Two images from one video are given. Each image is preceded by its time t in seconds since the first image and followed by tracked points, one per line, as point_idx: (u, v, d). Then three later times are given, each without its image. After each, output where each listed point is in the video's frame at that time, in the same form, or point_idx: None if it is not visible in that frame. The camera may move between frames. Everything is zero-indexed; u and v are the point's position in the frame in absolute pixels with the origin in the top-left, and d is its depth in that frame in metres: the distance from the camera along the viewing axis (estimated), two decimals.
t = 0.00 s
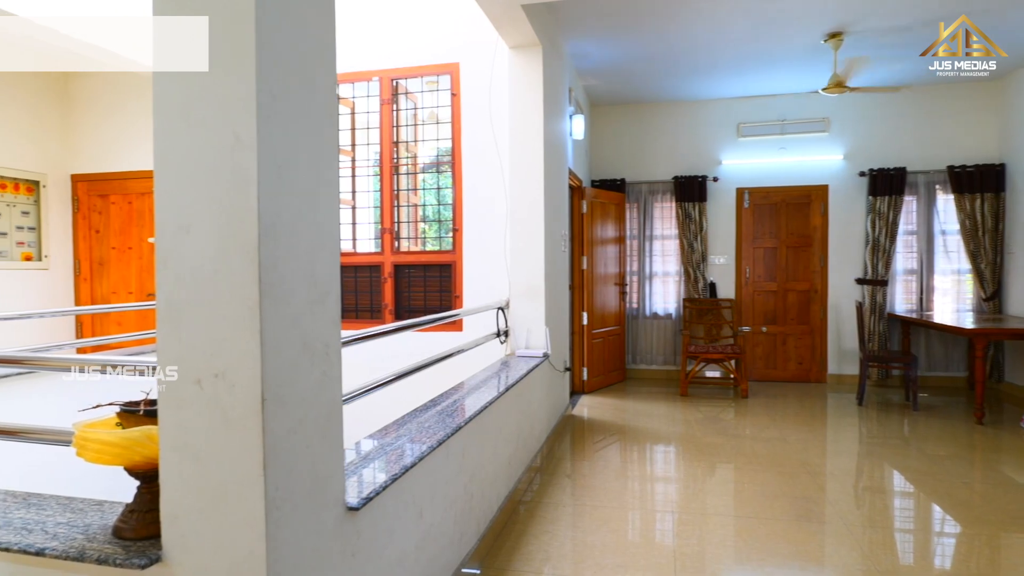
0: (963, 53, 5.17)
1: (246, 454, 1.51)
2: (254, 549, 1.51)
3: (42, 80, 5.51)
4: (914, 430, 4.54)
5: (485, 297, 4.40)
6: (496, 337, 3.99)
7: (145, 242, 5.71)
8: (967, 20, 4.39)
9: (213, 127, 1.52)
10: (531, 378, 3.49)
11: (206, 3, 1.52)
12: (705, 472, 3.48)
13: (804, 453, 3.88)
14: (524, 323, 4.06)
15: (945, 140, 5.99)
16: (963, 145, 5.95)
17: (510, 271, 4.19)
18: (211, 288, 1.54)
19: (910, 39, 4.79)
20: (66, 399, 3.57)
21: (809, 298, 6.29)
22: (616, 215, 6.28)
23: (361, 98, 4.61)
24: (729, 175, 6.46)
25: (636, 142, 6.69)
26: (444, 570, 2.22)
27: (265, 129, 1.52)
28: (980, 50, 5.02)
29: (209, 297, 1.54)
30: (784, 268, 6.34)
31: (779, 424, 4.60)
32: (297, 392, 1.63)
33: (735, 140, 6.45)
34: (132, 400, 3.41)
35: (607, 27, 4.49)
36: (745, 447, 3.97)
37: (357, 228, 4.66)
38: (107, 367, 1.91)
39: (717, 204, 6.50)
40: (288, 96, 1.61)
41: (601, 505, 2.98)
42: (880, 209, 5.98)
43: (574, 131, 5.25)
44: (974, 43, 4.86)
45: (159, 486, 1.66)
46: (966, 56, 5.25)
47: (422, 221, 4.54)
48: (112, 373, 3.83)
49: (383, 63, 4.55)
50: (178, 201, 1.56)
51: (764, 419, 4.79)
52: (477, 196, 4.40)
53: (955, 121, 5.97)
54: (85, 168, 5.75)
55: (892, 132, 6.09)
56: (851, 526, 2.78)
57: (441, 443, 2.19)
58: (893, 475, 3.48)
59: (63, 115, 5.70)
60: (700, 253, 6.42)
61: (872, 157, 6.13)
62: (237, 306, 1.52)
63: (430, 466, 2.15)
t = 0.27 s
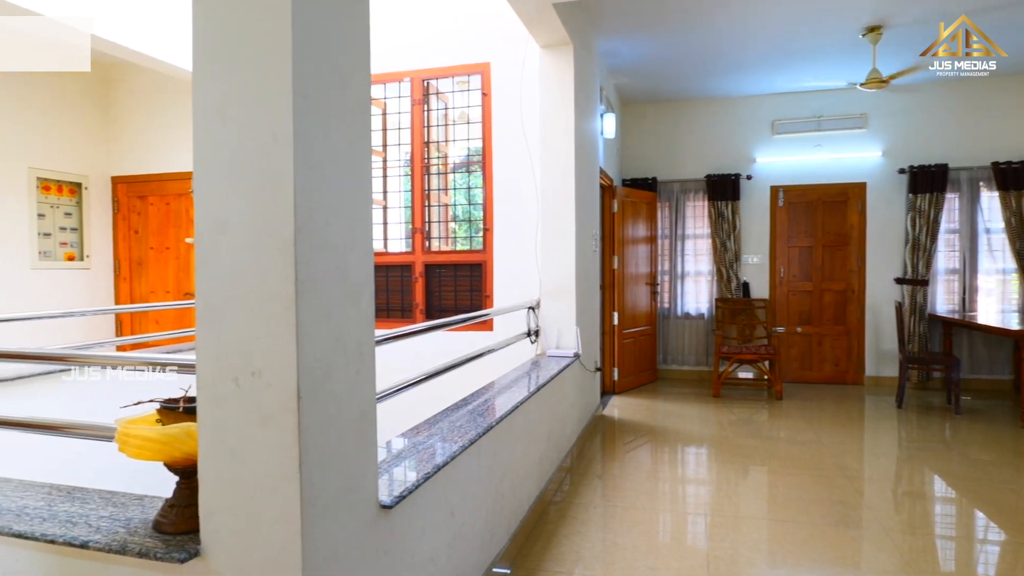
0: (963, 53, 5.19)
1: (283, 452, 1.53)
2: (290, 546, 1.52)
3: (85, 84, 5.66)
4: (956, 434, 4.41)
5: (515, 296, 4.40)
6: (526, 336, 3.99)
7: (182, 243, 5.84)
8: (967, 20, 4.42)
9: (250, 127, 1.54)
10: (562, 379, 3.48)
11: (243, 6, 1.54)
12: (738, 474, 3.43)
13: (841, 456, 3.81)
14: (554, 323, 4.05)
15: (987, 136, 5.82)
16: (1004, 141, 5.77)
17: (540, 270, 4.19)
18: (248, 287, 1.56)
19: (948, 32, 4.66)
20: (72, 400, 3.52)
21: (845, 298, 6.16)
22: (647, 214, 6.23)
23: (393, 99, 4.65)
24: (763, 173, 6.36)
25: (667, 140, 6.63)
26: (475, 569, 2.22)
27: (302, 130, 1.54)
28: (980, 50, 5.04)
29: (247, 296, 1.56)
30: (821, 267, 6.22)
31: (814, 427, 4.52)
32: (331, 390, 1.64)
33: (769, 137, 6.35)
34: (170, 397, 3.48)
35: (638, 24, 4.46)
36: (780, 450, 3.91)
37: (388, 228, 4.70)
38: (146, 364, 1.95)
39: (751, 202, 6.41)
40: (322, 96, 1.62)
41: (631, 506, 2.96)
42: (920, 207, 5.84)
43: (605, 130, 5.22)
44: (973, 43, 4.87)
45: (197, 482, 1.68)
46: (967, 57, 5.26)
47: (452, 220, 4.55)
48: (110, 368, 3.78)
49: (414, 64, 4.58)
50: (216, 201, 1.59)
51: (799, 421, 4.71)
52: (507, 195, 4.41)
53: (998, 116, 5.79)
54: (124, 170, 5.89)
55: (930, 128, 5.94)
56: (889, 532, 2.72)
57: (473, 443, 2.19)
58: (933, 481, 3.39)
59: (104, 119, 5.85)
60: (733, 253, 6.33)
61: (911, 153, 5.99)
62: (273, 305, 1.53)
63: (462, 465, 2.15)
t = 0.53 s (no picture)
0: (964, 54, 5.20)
1: (318, 450, 1.54)
2: (325, 544, 1.54)
3: (123, 89, 5.81)
4: (998, 438, 4.29)
5: (545, 296, 4.39)
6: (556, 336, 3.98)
7: (218, 243, 5.95)
8: (967, 20, 4.41)
9: (286, 129, 1.56)
10: (592, 378, 3.46)
11: (279, 10, 1.56)
12: (771, 477, 3.38)
13: (877, 460, 3.73)
14: (584, 323, 4.03)
15: None
16: None
17: (570, 270, 4.17)
18: (284, 287, 1.58)
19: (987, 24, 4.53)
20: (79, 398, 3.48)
21: (883, 298, 6.03)
22: (678, 213, 6.17)
23: (423, 100, 4.68)
24: (797, 171, 6.26)
25: (697, 139, 6.57)
26: (507, 569, 2.22)
27: (336, 131, 1.55)
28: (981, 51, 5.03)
29: (282, 296, 1.58)
30: (857, 267, 6.10)
31: (850, 430, 4.43)
32: (365, 390, 1.65)
33: (803, 134, 6.25)
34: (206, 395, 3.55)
35: (669, 20, 4.41)
36: (815, 453, 3.84)
37: (419, 228, 4.73)
38: (183, 363, 1.98)
39: (784, 201, 6.31)
40: (357, 98, 1.64)
41: (662, 508, 2.93)
42: (961, 205, 5.70)
43: (636, 128, 5.18)
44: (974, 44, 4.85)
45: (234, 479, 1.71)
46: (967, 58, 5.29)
47: (482, 220, 4.57)
48: (110, 368, 3.74)
49: (445, 64, 4.60)
50: (253, 202, 1.61)
51: (835, 424, 4.62)
52: (538, 194, 4.41)
53: None
54: (162, 172, 6.03)
55: (967, 124, 5.80)
56: (929, 538, 2.65)
57: (504, 443, 2.19)
58: (975, 486, 3.30)
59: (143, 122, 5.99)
60: (766, 252, 6.24)
61: (951, 150, 5.84)
62: (309, 305, 1.55)
63: (493, 465, 2.16)
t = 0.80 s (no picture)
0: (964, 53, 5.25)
1: (353, 449, 1.55)
2: (359, 542, 1.55)
3: (160, 93, 5.96)
4: None
5: (576, 296, 4.39)
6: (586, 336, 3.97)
7: (251, 243, 6.03)
8: (967, 20, 4.43)
9: (321, 130, 1.58)
10: (623, 379, 3.44)
11: (314, 12, 1.57)
12: (806, 481, 3.32)
13: (917, 464, 3.64)
14: (615, 323, 4.00)
15: None
16: None
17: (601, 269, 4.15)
18: (319, 287, 1.59)
19: None
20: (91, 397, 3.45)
21: (923, 298, 5.89)
22: (710, 213, 6.10)
23: (453, 100, 4.69)
24: (834, 168, 6.14)
25: (729, 137, 6.49)
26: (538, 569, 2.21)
27: (370, 132, 1.56)
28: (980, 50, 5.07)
29: (317, 295, 1.60)
30: (896, 267, 5.96)
31: (889, 433, 4.33)
32: (398, 390, 1.66)
33: (840, 131, 6.13)
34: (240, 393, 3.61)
35: (701, 17, 4.36)
36: (851, 456, 3.76)
37: (448, 228, 4.74)
38: (219, 361, 2.01)
39: (820, 199, 6.20)
40: (390, 98, 1.64)
41: (694, 510, 2.90)
42: (1006, 202, 5.55)
43: (667, 127, 5.14)
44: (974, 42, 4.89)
45: (270, 476, 1.73)
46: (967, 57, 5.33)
47: (512, 220, 4.57)
48: (110, 370, 3.73)
49: (475, 64, 4.62)
50: (288, 203, 1.62)
51: (872, 427, 4.52)
52: (569, 194, 4.40)
53: None
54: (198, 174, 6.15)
55: (1008, 119, 5.64)
56: (971, 546, 2.57)
57: (536, 443, 2.19)
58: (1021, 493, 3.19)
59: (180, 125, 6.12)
60: (801, 252, 6.14)
61: (994, 145, 5.67)
62: (344, 304, 1.56)
63: (524, 465, 2.15)
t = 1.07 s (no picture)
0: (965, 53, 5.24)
1: (387, 448, 1.56)
2: (393, 541, 1.56)
3: (197, 97, 6.08)
4: None
5: (608, 296, 4.37)
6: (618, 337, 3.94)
7: (285, 243, 6.12)
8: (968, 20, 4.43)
9: (356, 131, 1.59)
10: (655, 379, 3.42)
11: (350, 15, 1.59)
12: (843, 485, 3.25)
13: (959, 470, 3.53)
14: (647, 323, 3.97)
15: None
16: None
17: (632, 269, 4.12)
18: (354, 287, 1.61)
19: None
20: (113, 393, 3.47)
21: (966, 299, 5.73)
22: (743, 211, 6.02)
23: (484, 100, 4.71)
24: (872, 166, 6.01)
25: (763, 135, 6.41)
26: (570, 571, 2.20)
27: (405, 132, 1.56)
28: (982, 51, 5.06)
29: (352, 294, 1.61)
30: (938, 266, 5.82)
31: (929, 438, 4.22)
32: (432, 390, 1.67)
33: (878, 127, 5.99)
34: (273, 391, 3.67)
35: (734, 12, 4.29)
36: (890, 461, 3.67)
37: (479, 228, 4.76)
38: (256, 360, 2.04)
39: (857, 197, 6.08)
40: (425, 99, 1.65)
41: (727, 514, 2.86)
42: None
43: (699, 125, 5.08)
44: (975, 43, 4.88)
45: (305, 473, 1.75)
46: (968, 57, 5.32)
47: (542, 219, 4.57)
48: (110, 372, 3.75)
49: (505, 64, 4.63)
50: (323, 203, 1.64)
51: (912, 431, 4.41)
52: (600, 193, 4.38)
53: None
54: (233, 176, 6.26)
55: None
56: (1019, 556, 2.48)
57: (568, 444, 2.18)
58: None
59: (216, 128, 6.24)
60: (838, 251, 6.03)
61: None
62: (379, 304, 1.57)
63: (556, 465, 2.14)
